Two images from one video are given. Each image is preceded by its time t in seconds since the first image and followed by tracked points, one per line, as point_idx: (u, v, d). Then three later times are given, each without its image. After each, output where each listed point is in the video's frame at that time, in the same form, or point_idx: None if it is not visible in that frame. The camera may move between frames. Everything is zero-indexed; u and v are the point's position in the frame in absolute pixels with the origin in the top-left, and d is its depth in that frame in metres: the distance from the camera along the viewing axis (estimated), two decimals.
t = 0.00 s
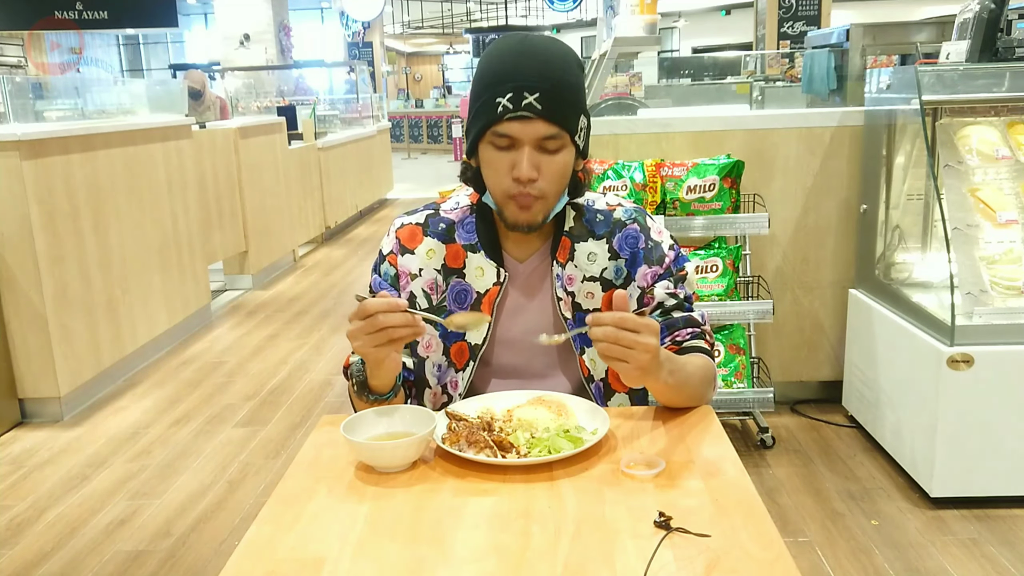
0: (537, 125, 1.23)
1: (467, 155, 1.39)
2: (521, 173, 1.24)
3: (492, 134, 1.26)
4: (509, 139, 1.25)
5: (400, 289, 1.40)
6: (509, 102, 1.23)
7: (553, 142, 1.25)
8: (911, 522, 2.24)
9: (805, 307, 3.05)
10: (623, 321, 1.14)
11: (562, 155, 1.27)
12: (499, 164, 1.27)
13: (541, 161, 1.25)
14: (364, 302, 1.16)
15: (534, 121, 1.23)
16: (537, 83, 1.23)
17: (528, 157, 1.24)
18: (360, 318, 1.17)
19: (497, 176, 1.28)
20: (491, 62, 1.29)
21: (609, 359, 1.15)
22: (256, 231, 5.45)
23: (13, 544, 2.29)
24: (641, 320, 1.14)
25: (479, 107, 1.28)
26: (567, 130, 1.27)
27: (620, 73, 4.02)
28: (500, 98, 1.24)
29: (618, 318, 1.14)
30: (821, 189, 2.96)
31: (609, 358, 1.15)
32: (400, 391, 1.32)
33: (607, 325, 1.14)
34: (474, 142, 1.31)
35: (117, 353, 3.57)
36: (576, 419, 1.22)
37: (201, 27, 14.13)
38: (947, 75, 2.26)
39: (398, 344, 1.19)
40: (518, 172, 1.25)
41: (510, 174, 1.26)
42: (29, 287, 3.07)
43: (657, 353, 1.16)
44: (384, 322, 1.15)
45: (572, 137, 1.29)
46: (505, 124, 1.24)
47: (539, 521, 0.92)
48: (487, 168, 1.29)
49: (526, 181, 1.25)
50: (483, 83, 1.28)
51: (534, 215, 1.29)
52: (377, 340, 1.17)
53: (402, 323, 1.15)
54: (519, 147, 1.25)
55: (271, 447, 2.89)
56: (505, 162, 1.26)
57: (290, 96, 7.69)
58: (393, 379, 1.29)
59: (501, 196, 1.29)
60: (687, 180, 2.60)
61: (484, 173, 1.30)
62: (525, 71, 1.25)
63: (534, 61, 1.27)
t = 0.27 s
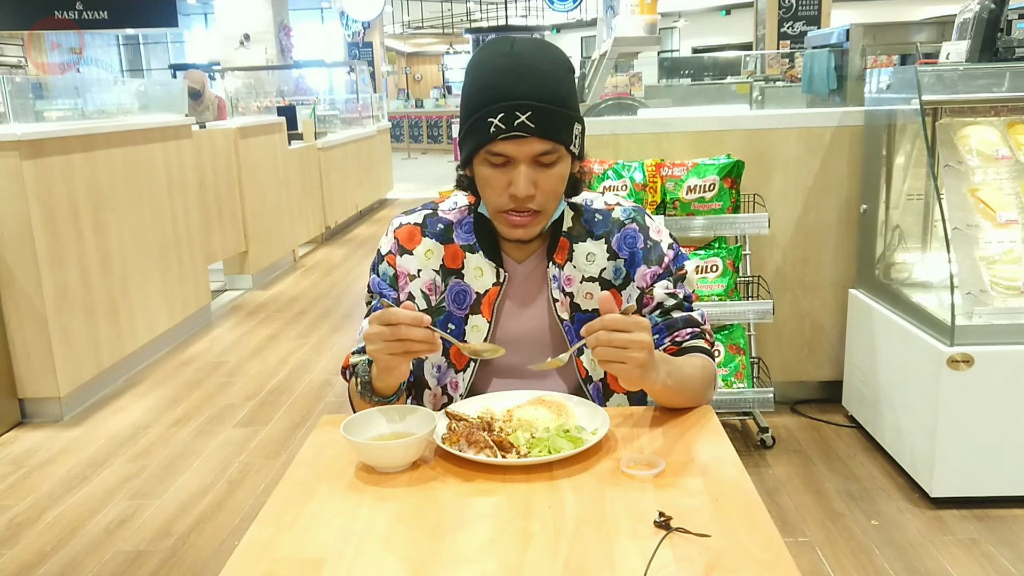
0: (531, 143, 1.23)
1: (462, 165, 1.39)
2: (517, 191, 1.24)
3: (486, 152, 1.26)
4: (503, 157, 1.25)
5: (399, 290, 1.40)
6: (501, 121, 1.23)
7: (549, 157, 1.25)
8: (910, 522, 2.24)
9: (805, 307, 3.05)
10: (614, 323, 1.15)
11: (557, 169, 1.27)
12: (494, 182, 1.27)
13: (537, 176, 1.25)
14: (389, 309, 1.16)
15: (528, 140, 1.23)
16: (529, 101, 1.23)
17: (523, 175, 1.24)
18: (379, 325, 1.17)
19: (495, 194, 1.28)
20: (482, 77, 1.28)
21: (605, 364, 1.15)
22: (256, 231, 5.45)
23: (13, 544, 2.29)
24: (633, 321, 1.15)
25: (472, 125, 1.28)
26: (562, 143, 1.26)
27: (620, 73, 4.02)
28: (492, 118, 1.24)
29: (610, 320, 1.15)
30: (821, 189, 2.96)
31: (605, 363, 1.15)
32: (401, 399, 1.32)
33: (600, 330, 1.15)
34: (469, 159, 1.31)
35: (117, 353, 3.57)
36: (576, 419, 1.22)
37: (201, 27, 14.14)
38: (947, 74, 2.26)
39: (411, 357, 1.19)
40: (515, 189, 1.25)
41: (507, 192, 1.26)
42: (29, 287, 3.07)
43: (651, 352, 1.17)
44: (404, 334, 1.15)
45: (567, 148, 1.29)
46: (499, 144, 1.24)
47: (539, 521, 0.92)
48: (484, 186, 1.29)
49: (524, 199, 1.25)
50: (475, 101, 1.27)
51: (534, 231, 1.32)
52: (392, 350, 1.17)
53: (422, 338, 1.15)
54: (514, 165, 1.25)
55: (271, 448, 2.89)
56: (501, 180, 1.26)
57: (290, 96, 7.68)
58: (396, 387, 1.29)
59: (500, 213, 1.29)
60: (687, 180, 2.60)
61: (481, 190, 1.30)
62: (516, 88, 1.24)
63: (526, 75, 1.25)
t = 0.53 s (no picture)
0: (519, 134, 1.23)
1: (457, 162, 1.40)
2: (505, 183, 1.24)
3: (476, 144, 1.27)
4: (492, 149, 1.25)
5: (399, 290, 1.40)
6: (489, 112, 1.23)
7: (538, 149, 1.25)
8: (910, 522, 2.24)
9: (805, 307, 3.05)
10: (609, 331, 1.15)
11: (547, 162, 1.27)
12: (484, 175, 1.27)
13: (526, 169, 1.25)
14: (394, 318, 1.16)
15: (516, 131, 1.23)
16: (517, 93, 1.23)
17: (512, 167, 1.24)
18: (384, 335, 1.17)
19: (484, 188, 1.28)
20: (473, 71, 1.29)
21: (602, 370, 1.16)
22: (256, 231, 5.45)
23: (13, 544, 2.29)
24: (628, 329, 1.15)
25: (463, 118, 1.28)
26: (551, 136, 1.26)
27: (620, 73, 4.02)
28: (481, 109, 1.24)
29: (604, 329, 1.14)
30: (821, 189, 2.96)
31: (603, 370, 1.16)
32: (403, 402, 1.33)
33: (594, 338, 1.15)
34: (461, 154, 1.32)
35: (117, 353, 3.57)
36: (576, 419, 1.21)
37: (201, 27, 14.14)
38: (947, 74, 2.26)
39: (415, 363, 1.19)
40: (503, 181, 1.25)
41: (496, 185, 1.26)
42: (30, 287, 3.07)
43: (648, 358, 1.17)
44: (410, 343, 1.15)
45: (558, 143, 1.28)
46: (488, 134, 1.24)
47: (539, 521, 0.92)
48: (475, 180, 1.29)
49: (512, 191, 1.25)
50: (466, 95, 1.28)
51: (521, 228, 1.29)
52: (398, 359, 1.17)
53: (427, 346, 1.16)
54: (503, 157, 1.25)
55: (271, 447, 2.89)
56: (490, 173, 1.26)
57: (290, 96, 7.69)
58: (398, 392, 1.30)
59: (489, 208, 1.29)
60: (687, 180, 2.60)
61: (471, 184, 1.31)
62: (506, 80, 1.24)
63: (517, 69, 1.26)
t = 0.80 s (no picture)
0: (508, 102, 1.26)
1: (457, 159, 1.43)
2: (500, 152, 1.26)
3: (469, 122, 1.29)
4: (484, 123, 1.28)
5: (402, 289, 1.40)
6: (476, 85, 1.26)
7: (527, 117, 1.27)
8: (910, 522, 2.24)
9: (805, 307, 3.05)
10: (606, 339, 1.15)
11: (539, 131, 1.29)
12: (479, 151, 1.28)
13: (518, 138, 1.27)
14: (391, 317, 1.16)
15: (504, 98, 1.25)
16: (501, 62, 1.26)
17: (504, 137, 1.26)
18: (383, 334, 1.17)
19: (481, 164, 1.29)
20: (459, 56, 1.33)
21: (601, 378, 1.16)
22: (256, 231, 5.44)
23: (13, 544, 2.29)
24: (625, 336, 1.15)
25: (453, 102, 1.31)
26: (539, 103, 1.28)
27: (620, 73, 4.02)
28: (468, 86, 1.27)
29: (600, 336, 1.15)
30: (821, 189, 2.96)
31: (601, 377, 1.16)
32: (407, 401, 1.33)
33: (592, 346, 1.15)
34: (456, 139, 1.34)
35: (117, 353, 3.57)
36: (577, 420, 1.21)
37: (201, 27, 14.14)
38: (947, 74, 2.26)
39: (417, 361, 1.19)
40: (498, 152, 1.26)
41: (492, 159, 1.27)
42: (30, 288, 3.07)
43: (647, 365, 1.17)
44: (410, 342, 1.15)
45: (547, 110, 1.30)
46: (478, 108, 1.27)
47: (538, 521, 0.92)
48: (472, 159, 1.30)
49: (508, 160, 1.26)
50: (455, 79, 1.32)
51: (522, 198, 1.29)
52: (399, 358, 1.17)
53: (427, 342, 1.15)
54: (495, 130, 1.28)
55: (271, 447, 2.89)
56: (485, 148, 1.28)
57: (290, 96, 7.69)
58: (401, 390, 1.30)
59: (489, 184, 1.30)
60: (687, 180, 2.60)
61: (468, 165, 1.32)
62: (490, 54, 1.27)
63: (501, 45, 1.30)
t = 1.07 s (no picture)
0: (500, 86, 1.27)
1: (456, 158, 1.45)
2: (494, 134, 1.27)
3: (463, 111, 1.31)
4: (476, 110, 1.30)
5: (402, 287, 1.39)
6: (468, 74, 1.28)
7: (520, 102, 1.29)
8: (910, 522, 2.24)
9: (805, 307, 3.05)
10: (603, 337, 1.14)
11: (531, 115, 1.30)
12: (474, 138, 1.30)
13: (511, 122, 1.28)
14: (375, 315, 1.15)
15: (496, 84, 1.27)
16: (492, 50, 1.28)
17: (497, 121, 1.28)
18: (371, 333, 1.16)
19: (476, 151, 1.30)
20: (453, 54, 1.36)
21: (598, 376, 1.16)
22: (256, 231, 5.44)
23: (13, 544, 2.29)
24: (623, 333, 1.15)
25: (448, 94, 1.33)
26: (531, 88, 1.30)
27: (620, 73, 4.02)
28: (461, 75, 1.29)
29: (598, 333, 1.14)
30: (821, 189, 2.96)
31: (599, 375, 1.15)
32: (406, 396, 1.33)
33: (589, 342, 1.15)
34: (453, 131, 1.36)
35: (117, 353, 3.57)
36: (576, 419, 1.21)
37: (201, 27, 14.13)
38: (947, 74, 2.26)
39: (408, 355, 1.19)
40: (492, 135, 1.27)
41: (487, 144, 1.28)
42: (30, 288, 3.07)
43: (643, 363, 1.17)
44: (400, 336, 1.15)
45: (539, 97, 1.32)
46: (472, 95, 1.29)
47: (538, 521, 0.92)
48: (468, 148, 1.31)
49: (502, 142, 1.27)
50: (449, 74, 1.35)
51: (516, 181, 1.29)
52: (390, 353, 1.17)
53: (415, 334, 1.15)
54: (488, 116, 1.29)
55: (271, 448, 2.89)
56: (479, 135, 1.29)
57: (290, 96, 7.69)
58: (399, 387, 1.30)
59: (485, 169, 1.30)
60: (687, 180, 2.60)
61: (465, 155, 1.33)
62: (482, 43, 1.30)
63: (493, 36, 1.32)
